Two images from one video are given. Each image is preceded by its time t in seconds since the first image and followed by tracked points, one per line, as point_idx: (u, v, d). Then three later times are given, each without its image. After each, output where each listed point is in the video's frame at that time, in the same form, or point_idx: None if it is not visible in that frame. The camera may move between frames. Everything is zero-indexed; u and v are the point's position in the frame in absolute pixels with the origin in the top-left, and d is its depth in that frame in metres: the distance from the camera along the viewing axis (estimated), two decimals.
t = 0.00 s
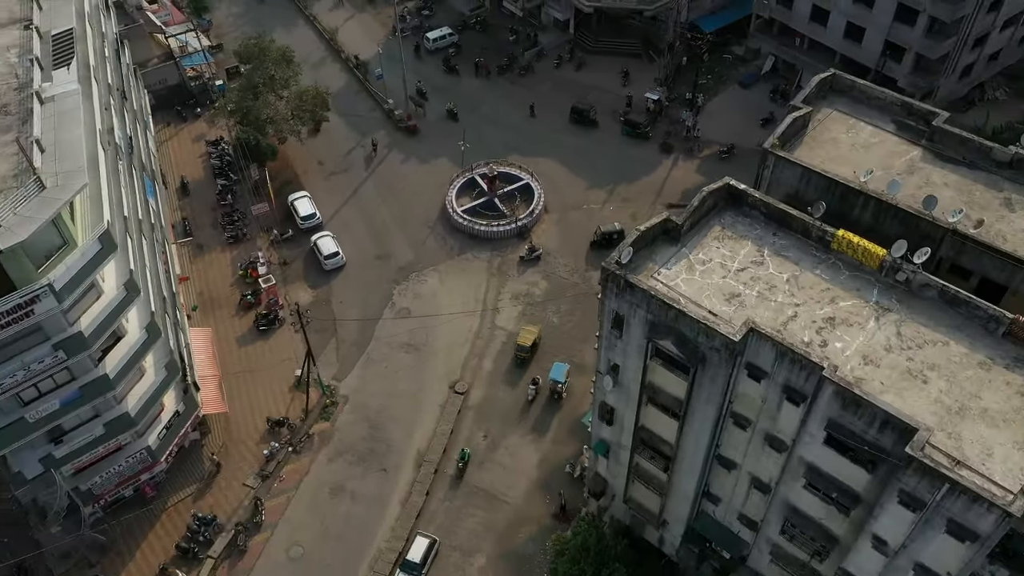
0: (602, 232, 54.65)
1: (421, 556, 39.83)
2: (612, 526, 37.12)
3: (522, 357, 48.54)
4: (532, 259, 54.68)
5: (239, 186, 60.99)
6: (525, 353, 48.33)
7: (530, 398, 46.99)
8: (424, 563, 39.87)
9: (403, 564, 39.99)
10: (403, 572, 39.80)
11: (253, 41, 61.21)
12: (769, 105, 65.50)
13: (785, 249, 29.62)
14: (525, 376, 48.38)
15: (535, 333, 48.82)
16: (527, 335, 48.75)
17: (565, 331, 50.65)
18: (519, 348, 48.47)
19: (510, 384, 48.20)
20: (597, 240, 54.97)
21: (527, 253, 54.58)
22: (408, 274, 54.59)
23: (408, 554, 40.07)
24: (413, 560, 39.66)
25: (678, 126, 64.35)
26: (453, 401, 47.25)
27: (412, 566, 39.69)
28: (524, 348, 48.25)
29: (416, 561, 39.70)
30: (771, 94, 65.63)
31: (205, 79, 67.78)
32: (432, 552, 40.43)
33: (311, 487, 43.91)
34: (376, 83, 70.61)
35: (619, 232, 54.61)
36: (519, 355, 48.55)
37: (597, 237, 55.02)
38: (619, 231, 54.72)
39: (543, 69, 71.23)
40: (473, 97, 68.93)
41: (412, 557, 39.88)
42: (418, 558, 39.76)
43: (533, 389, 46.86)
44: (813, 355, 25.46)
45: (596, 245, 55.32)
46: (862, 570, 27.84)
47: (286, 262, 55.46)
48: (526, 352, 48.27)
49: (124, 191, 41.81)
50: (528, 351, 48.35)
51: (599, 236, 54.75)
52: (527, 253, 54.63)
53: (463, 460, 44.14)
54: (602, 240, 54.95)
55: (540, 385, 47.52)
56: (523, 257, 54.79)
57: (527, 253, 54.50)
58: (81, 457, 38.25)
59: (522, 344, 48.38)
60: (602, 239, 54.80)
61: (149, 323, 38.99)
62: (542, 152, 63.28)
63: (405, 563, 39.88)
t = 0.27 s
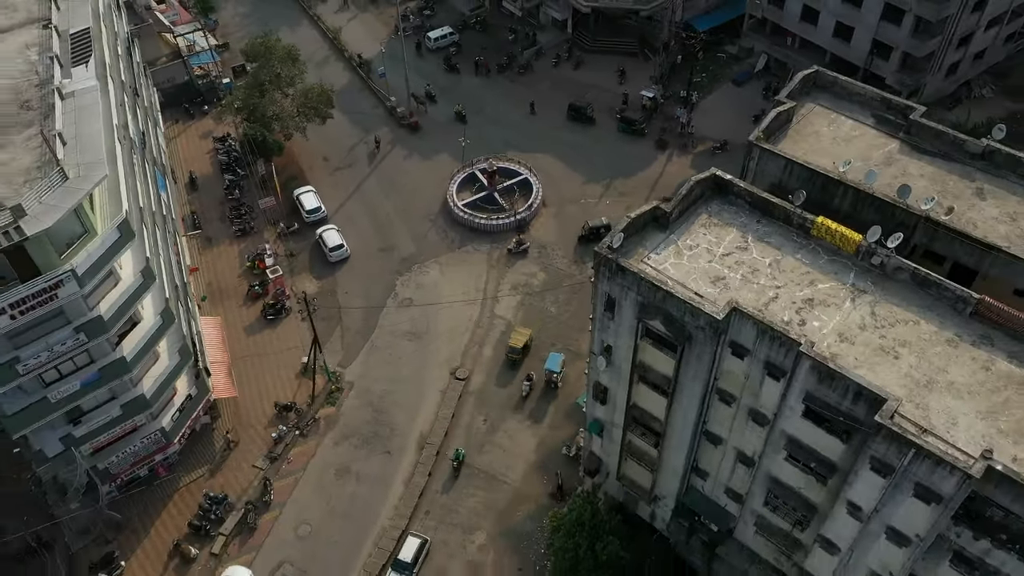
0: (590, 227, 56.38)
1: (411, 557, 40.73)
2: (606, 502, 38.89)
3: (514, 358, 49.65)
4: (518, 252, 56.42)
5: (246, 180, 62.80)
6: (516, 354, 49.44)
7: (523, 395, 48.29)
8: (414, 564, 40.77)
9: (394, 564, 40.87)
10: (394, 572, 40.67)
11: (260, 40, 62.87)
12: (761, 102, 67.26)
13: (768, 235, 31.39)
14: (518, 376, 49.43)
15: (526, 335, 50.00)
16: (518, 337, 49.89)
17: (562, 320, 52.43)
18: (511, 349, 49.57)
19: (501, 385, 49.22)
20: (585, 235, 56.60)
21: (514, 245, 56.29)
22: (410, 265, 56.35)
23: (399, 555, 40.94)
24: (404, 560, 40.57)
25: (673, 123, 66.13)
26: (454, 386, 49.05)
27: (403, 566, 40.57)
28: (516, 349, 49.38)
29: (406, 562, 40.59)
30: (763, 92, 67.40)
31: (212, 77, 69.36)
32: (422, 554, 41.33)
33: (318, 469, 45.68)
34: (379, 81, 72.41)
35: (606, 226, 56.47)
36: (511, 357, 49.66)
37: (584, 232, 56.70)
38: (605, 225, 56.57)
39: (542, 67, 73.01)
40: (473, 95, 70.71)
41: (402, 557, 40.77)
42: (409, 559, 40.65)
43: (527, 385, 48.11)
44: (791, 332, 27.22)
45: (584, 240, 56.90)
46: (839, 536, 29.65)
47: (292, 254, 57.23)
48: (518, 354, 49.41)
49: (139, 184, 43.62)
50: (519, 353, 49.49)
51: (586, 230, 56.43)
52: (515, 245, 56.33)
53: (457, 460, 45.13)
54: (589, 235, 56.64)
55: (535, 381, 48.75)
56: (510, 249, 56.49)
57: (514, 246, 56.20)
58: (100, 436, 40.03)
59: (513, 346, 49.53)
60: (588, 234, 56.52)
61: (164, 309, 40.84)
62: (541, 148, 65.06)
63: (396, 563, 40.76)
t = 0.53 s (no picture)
0: (575, 227, 58.58)
1: (401, 562, 41.85)
2: (600, 483, 41.02)
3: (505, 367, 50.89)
4: (505, 250, 58.61)
5: (255, 182, 65.15)
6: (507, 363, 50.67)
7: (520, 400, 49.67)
8: (404, 569, 41.90)
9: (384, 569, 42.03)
10: None
11: (270, 47, 65.21)
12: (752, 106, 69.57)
13: (749, 227, 33.62)
14: (507, 384, 50.73)
15: (516, 344, 51.28)
16: (508, 346, 51.06)
17: (560, 314, 54.63)
18: (501, 358, 50.72)
19: (491, 393, 50.46)
20: (572, 236, 58.74)
21: (500, 244, 58.59)
22: (413, 262, 58.59)
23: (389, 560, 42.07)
24: (394, 565, 41.69)
25: (667, 126, 68.47)
26: (455, 377, 51.26)
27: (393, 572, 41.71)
28: (507, 358, 50.55)
29: (396, 566, 41.72)
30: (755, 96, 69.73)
31: (222, 83, 72.13)
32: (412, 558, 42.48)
33: (325, 454, 47.82)
34: (383, 86, 74.82)
35: (591, 226, 58.67)
36: (502, 366, 50.83)
37: (570, 233, 58.89)
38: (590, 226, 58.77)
39: (540, 73, 75.42)
40: (473, 99, 73.10)
41: (393, 563, 41.90)
42: (399, 564, 41.79)
43: (521, 388, 49.58)
44: (768, 314, 29.40)
45: (570, 240, 59.03)
46: (815, 506, 31.80)
47: (300, 251, 59.52)
48: (508, 362, 50.57)
49: (157, 183, 45.95)
50: (509, 361, 50.69)
51: (573, 231, 58.65)
52: (500, 243, 58.60)
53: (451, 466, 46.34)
54: (576, 235, 58.81)
55: (527, 384, 50.35)
56: (496, 247, 58.77)
57: (500, 244, 58.47)
58: (121, 421, 42.23)
59: (503, 354, 50.72)
60: (573, 234, 58.70)
61: (181, 300, 42.93)
62: (539, 150, 67.37)
63: (387, 569, 41.89)
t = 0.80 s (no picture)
0: (563, 231, 60.78)
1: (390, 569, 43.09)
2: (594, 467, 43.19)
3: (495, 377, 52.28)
4: (492, 250, 61.05)
5: (264, 186, 67.57)
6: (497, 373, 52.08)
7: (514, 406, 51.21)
8: None
9: None
10: None
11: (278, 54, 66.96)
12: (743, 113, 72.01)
13: (732, 222, 35.94)
14: (499, 393, 52.08)
15: (506, 354, 52.72)
16: (498, 357, 52.48)
17: (557, 312, 56.85)
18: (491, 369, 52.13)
19: (482, 403, 51.78)
20: (558, 239, 61.03)
21: (488, 244, 61.04)
22: (416, 262, 60.88)
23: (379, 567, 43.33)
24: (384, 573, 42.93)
25: (660, 132, 70.89)
26: (457, 371, 53.47)
27: None
28: (497, 369, 51.95)
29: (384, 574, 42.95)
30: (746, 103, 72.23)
31: (230, 91, 74.54)
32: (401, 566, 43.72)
33: (332, 444, 49.99)
34: (386, 93, 77.31)
35: (577, 230, 60.80)
36: (492, 376, 52.23)
37: (557, 236, 61.12)
38: (575, 230, 60.87)
39: (539, 81, 77.92)
40: (473, 107, 75.58)
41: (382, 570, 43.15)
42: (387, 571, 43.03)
43: (513, 396, 51.24)
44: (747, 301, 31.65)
45: (557, 243, 61.25)
46: (794, 482, 33.94)
47: (307, 251, 61.86)
48: (498, 372, 51.99)
49: (172, 183, 48.26)
50: (499, 371, 52.08)
51: (560, 234, 60.95)
52: (488, 244, 61.05)
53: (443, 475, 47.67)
54: (563, 238, 61.05)
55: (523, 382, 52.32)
56: (484, 247, 61.19)
57: (488, 244, 60.94)
58: (139, 409, 44.44)
59: (493, 365, 52.11)
60: (561, 238, 60.94)
61: (196, 295, 45.18)
62: (537, 155, 69.78)
63: None
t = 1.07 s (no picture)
0: (552, 233, 62.59)
1: None
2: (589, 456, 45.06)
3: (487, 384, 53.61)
4: (480, 249, 63.42)
5: (270, 189, 69.58)
6: (488, 379, 53.49)
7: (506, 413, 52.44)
8: None
9: None
10: None
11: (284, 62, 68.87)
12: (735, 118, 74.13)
13: (719, 218, 37.91)
14: (496, 392, 53.73)
15: (497, 362, 54.23)
16: (489, 364, 54.07)
17: (554, 309, 58.77)
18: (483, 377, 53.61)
19: (479, 402, 53.35)
20: (547, 241, 62.80)
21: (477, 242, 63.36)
22: (418, 262, 62.85)
23: None
24: None
25: (655, 137, 72.96)
26: (457, 366, 55.36)
27: None
28: (487, 375, 53.44)
29: None
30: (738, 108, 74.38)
31: (237, 97, 76.70)
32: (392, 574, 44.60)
33: (338, 435, 51.84)
34: (389, 99, 79.46)
35: (565, 233, 62.52)
36: (484, 384, 53.60)
37: (546, 238, 62.92)
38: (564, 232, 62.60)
39: (537, 87, 80.06)
40: (473, 113, 77.69)
41: None
42: None
43: (507, 401, 52.48)
44: (732, 292, 33.57)
45: (546, 245, 63.06)
46: (777, 464, 35.83)
47: (313, 252, 63.84)
48: (489, 379, 53.41)
49: (184, 184, 50.21)
50: (490, 378, 53.48)
51: (549, 237, 62.77)
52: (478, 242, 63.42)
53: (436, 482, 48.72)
54: (552, 241, 62.83)
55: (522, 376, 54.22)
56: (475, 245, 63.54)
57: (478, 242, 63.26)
58: (153, 400, 46.33)
59: (484, 372, 53.62)
60: (550, 240, 62.75)
61: (208, 290, 47.10)
62: (535, 159, 71.81)
63: None
